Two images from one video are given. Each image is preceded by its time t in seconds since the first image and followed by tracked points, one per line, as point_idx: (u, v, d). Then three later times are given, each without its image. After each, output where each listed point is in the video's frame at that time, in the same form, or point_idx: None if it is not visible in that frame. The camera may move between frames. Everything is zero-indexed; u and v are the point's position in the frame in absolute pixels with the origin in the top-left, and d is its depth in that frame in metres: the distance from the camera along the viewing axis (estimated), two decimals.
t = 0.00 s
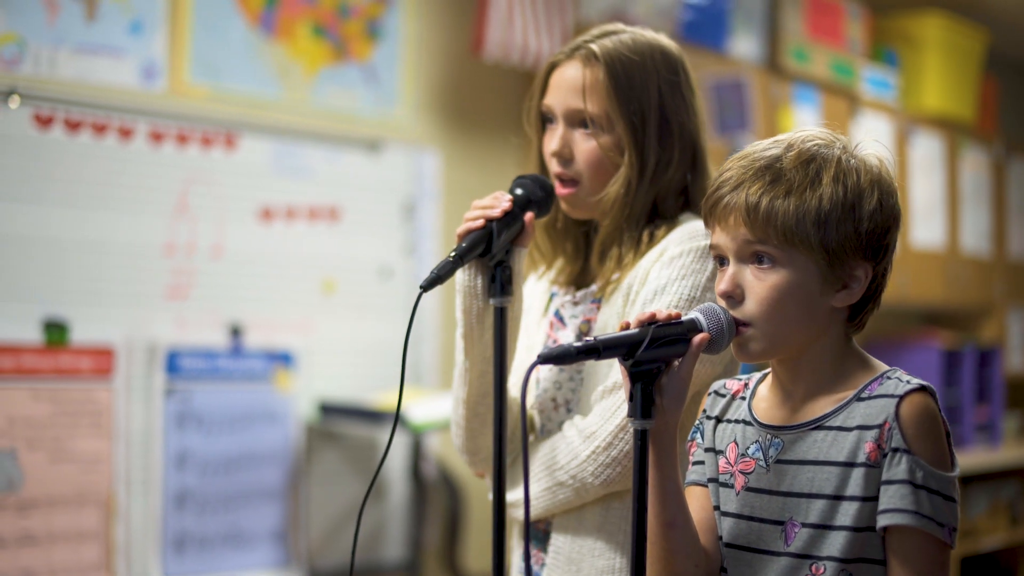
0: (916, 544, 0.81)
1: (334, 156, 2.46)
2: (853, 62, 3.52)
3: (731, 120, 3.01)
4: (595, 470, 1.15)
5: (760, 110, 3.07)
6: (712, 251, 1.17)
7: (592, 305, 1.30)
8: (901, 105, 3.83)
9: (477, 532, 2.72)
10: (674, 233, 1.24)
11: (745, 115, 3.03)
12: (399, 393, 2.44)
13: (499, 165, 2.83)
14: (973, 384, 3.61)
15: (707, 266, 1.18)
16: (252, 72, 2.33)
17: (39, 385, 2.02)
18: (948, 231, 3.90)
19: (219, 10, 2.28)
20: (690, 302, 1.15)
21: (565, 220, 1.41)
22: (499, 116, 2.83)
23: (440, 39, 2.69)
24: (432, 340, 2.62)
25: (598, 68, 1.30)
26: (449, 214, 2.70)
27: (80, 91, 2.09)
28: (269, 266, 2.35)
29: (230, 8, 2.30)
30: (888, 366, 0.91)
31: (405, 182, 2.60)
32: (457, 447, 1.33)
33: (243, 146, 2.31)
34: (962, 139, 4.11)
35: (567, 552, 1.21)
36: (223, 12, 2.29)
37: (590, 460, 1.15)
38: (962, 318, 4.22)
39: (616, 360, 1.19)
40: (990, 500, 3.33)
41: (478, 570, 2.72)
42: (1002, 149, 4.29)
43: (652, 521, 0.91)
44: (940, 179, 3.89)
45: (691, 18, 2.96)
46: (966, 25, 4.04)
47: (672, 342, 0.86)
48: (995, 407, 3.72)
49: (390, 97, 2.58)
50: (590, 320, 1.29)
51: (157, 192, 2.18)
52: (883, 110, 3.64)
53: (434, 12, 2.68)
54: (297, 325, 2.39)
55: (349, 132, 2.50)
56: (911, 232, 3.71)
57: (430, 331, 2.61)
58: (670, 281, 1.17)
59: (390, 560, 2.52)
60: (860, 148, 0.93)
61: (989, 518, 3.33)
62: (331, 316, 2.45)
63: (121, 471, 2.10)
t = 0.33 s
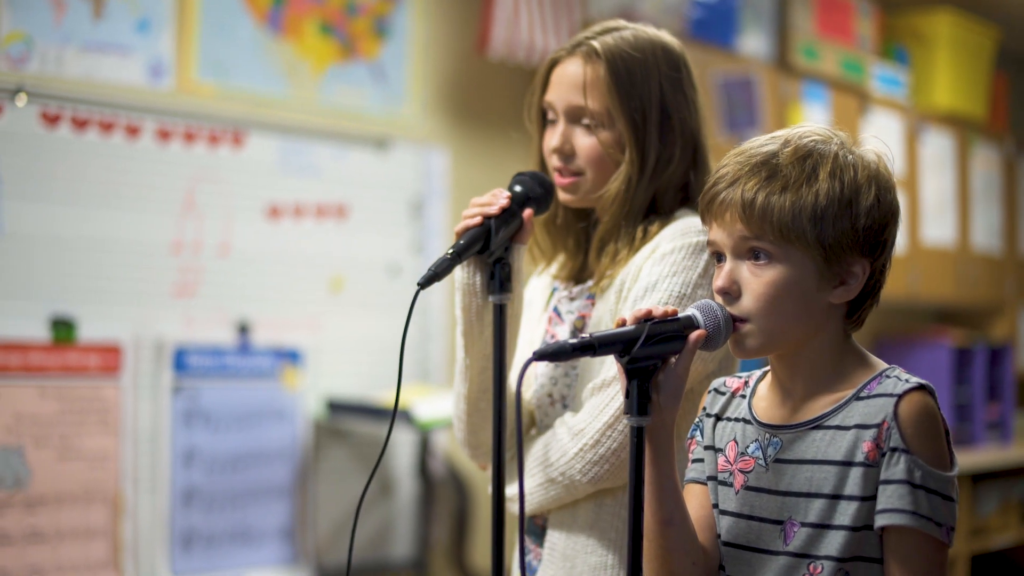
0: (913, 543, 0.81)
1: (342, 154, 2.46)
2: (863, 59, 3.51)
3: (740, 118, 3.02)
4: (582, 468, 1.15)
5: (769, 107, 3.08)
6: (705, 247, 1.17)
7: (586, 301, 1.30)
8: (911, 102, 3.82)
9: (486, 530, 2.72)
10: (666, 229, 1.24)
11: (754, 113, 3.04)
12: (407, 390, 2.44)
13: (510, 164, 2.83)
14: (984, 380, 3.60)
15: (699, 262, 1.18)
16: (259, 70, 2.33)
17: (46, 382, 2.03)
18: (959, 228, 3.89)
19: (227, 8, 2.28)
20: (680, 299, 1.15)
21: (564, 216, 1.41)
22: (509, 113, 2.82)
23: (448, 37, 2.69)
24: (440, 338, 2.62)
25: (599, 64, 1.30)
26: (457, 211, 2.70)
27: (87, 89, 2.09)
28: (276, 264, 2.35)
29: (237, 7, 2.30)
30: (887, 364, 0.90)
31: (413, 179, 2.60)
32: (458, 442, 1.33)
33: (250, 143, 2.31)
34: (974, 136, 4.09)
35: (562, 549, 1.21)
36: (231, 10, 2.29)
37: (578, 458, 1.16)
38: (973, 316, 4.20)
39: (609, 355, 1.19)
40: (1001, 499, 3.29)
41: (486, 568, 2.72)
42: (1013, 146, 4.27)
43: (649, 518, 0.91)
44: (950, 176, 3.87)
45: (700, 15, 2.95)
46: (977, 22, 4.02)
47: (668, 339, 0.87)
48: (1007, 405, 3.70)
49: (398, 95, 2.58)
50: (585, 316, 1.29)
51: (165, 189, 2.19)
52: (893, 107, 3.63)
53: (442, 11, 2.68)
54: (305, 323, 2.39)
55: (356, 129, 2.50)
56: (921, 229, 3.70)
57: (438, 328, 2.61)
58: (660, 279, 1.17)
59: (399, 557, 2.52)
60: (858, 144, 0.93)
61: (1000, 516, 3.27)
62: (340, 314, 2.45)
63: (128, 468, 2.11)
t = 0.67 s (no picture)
0: (915, 542, 0.81)
1: (352, 151, 2.47)
2: (875, 55, 3.49)
3: (751, 115, 3.02)
4: (589, 468, 1.15)
5: (781, 104, 3.08)
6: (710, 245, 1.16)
7: (592, 299, 1.30)
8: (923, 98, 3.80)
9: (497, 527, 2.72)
10: (672, 227, 1.23)
11: (764, 110, 3.04)
12: (417, 387, 2.44)
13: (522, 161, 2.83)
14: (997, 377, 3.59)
15: (705, 261, 1.18)
16: (268, 67, 2.34)
17: (56, 379, 2.04)
18: (971, 225, 3.88)
19: (236, 5, 2.28)
20: (686, 299, 1.15)
21: (568, 213, 1.41)
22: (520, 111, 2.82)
23: (458, 34, 2.69)
24: (450, 335, 2.62)
25: (600, 61, 1.30)
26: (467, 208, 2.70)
27: (97, 87, 2.10)
28: (285, 261, 2.35)
29: (247, 4, 2.30)
30: (889, 360, 0.90)
31: (423, 176, 2.59)
32: (462, 438, 1.33)
33: (260, 140, 2.32)
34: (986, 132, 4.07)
35: (567, 546, 1.21)
36: (241, 7, 2.29)
37: (584, 458, 1.16)
38: (985, 312, 4.18)
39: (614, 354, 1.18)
40: (1015, 496, 3.28)
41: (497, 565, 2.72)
42: None
43: (650, 515, 0.91)
44: (961, 172, 3.86)
45: (711, 12, 2.95)
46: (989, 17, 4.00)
47: (669, 335, 0.87)
48: (1021, 402, 3.68)
49: (407, 92, 2.58)
50: (590, 314, 1.29)
51: (174, 187, 2.19)
52: (905, 103, 3.62)
53: (452, 8, 2.67)
54: (314, 319, 2.39)
55: (366, 126, 2.50)
56: (932, 225, 3.69)
57: (448, 325, 2.61)
58: (666, 278, 1.17)
59: (409, 553, 2.52)
60: (860, 139, 0.93)
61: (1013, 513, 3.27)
62: (350, 310, 2.46)
63: (138, 464, 2.11)
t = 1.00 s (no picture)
0: (916, 540, 0.80)
1: (363, 150, 2.47)
2: (887, 53, 3.47)
3: (762, 113, 3.02)
4: (582, 467, 1.15)
5: (794, 103, 3.07)
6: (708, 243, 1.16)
7: (592, 298, 1.30)
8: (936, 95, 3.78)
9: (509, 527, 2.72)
10: (669, 226, 1.23)
11: (776, 108, 3.04)
12: (428, 385, 2.44)
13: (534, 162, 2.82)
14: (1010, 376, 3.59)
15: (701, 259, 1.17)
16: (278, 67, 2.34)
17: (67, 378, 2.04)
18: (984, 223, 3.86)
19: (246, 4, 2.28)
20: (680, 298, 1.14)
21: (572, 211, 1.41)
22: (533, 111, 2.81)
23: (469, 34, 2.68)
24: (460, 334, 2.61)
25: (600, 58, 1.29)
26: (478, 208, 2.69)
27: (107, 86, 2.10)
28: (294, 259, 2.35)
29: (257, 3, 2.30)
30: (893, 358, 0.90)
31: (433, 175, 2.59)
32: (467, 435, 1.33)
33: (270, 139, 2.32)
34: (999, 129, 4.05)
35: (564, 544, 1.21)
36: (251, 7, 2.29)
37: (577, 457, 1.15)
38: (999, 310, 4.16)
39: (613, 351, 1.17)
40: None
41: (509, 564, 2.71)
42: None
43: (651, 513, 0.91)
44: (973, 170, 3.84)
45: (721, 10, 2.95)
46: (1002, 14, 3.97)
47: (670, 332, 0.86)
48: None
49: (417, 91, 2.57)
50: (591, 312, 1.28)
51: (184, 185, 2.20)
52: (918, 101, 3.60)
53: (463, 8, 2.67)
54: (325, 317, 2.40)
55: (376, 125, 2.50)
56: (945, 224, 3.67)
57: (458, 324, 2.61)
58: (661, 276, 1.17)
59: (419, 553, 2.52)
60: (863, 134, 0.92)
61: None
62: (360, 308, 2.46)
63: (148, 463, 2.12)
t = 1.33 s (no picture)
0: (915, 543, 0.80)
1: (371, 152, 2.47)
2: (898, 55, 3.46)
3: (771, 114, 3.02)
4: (564, 471, 1.16)
5: (803, 104, 3.07)
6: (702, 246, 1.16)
7: (589, 301, 1.30)
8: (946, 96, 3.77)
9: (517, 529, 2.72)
10: (664, 229, 1.23)
11: (786, 109, 3.04)
12: (436, 387, 2.44)
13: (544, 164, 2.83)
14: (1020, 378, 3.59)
15: (688, 264, 1.18)
16: (287, 70, 2.35)
17: (75, 380, 2.05)
18: (995, 224, 3.85)
19: (255, 7, 2.29)
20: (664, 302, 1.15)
21: (572, 214, 1.41)
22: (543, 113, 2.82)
23: (478, 37, 2.69)
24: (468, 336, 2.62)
25: (597, 61, 1.30)
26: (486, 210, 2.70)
27: (115, 89, 2.11)
28: (302, 262, 2.35)
29: (265, 6, 2.31)
30: (891, 361, 0.90)
31: (442, 176, 2.60)
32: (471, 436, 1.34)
33: (278, 142, 2.32)
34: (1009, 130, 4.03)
35: (555, 546, 1.21)
36: (260, 9, 2.30)
37: (560, 462, 1.16)
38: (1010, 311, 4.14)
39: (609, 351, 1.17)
40: None
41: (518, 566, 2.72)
42: None
43: (650, 515, 0.91)
44: (984, 170, 3.83)
45: (730, 11, 2.96)
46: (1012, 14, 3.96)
47: (668, 335, 0.86)
48: None
49: (425, 93, 2.58)
50: (586, 315, 1.28)
51: (192, 188, 2.20)
52: (928, 101, 3.59)
53: (472, 11, 2.68)
54: (333, 319, 2.40)
55: (384, 127, 2.50)
56: (955, 226, 3.67)
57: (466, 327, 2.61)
58: (647, 282, 1.17)
59: (427, 554, 2.53)
60: (859, 137, 0.92)
61: None
62: (367, 310, 2.46)
63: (157, 465, 2.13)
